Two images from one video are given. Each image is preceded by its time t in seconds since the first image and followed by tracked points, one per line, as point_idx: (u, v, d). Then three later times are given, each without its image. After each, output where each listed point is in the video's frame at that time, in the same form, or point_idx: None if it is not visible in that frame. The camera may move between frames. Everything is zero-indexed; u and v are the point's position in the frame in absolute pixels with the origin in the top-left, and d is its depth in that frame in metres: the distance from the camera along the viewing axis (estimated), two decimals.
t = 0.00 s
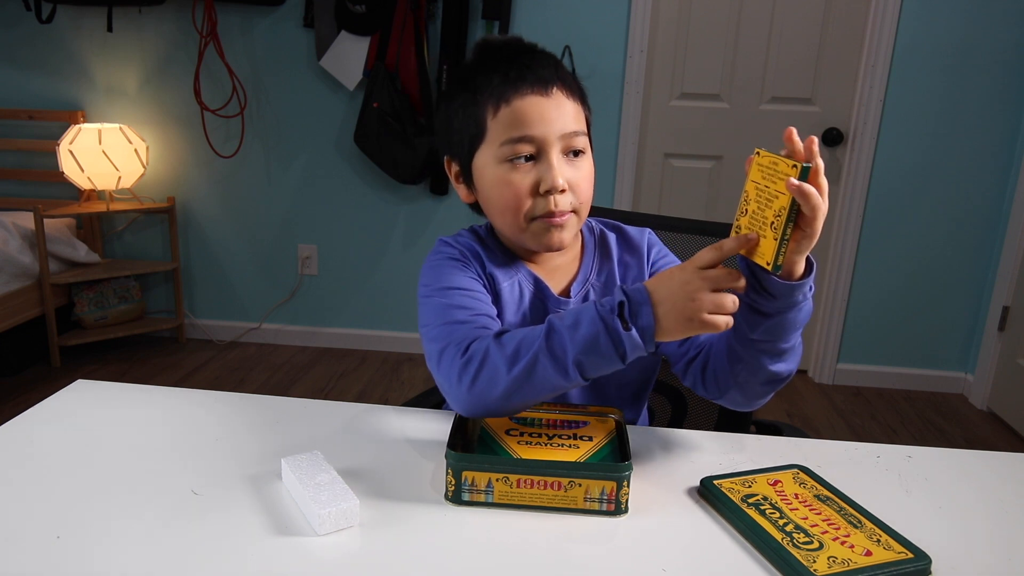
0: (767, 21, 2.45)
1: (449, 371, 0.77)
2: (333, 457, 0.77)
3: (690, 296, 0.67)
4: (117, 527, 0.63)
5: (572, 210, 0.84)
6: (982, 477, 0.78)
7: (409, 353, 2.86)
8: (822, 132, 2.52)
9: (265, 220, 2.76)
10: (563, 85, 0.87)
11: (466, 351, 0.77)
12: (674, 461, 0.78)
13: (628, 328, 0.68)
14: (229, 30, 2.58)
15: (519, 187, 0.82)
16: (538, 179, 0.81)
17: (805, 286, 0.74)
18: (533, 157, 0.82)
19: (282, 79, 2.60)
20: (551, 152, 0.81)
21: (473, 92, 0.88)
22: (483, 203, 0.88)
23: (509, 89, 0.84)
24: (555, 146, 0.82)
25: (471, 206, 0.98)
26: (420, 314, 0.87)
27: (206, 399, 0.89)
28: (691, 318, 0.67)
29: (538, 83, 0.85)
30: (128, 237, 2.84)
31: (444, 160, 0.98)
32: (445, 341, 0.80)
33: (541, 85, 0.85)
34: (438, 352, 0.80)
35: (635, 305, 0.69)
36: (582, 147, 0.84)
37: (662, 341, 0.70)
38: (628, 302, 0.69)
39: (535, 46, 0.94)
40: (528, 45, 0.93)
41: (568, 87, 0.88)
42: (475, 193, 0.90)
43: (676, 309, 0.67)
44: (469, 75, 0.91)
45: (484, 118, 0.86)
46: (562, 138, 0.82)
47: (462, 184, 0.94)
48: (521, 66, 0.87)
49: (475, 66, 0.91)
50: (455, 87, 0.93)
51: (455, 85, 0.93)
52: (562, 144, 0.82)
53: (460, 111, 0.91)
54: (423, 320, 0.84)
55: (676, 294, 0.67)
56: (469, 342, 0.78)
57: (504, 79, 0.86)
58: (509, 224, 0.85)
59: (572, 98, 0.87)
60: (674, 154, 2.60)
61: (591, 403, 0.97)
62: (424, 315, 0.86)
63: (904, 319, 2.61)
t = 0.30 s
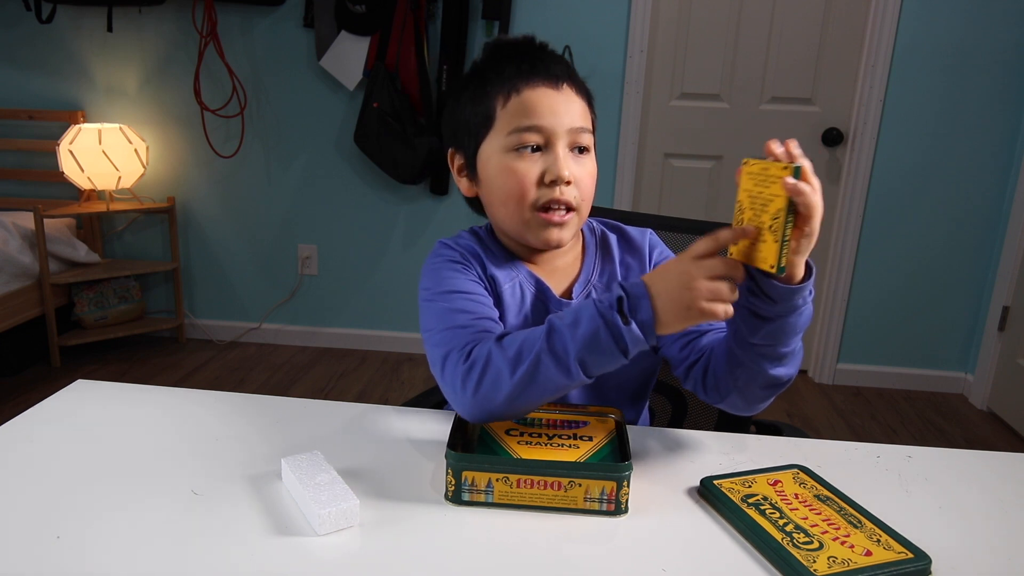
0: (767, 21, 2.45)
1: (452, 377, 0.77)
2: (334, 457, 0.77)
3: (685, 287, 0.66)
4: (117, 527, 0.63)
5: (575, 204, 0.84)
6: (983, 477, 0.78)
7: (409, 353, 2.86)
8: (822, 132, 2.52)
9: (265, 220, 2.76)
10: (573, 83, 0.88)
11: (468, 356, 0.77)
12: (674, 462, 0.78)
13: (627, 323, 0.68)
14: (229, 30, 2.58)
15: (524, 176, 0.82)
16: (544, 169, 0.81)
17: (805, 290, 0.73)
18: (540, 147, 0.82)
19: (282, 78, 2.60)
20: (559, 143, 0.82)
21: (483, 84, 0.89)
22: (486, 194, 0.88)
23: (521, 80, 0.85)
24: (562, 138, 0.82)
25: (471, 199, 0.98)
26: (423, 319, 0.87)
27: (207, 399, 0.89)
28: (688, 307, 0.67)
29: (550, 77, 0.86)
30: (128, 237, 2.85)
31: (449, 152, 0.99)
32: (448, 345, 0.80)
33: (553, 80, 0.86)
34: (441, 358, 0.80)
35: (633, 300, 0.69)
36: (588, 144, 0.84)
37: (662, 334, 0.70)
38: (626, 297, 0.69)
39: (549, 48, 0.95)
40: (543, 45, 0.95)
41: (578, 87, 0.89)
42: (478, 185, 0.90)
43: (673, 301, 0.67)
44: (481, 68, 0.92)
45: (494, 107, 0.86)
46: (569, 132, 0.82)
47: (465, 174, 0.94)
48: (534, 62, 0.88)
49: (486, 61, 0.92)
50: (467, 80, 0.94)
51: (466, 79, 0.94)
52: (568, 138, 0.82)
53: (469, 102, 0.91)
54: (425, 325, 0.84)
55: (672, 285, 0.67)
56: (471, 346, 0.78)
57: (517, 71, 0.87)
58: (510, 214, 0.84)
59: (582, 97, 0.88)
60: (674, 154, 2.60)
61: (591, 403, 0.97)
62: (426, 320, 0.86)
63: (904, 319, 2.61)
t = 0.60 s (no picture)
0: (767, 21, 2.45)
1: (451, 381, 0.77)
2: (334, 457, 0.77)
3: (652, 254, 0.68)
4: (117, 528, 0.63)
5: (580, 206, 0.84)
6: (983, 478, 0.78)
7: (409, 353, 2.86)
8: (822, 132, 2.52)
9: (265, 220, 2.76)
10: (589, 87, 0.88)
11: (466, 357, 0.77)
12: (674, 462, 0.78)
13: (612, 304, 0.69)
14: (229, 30, 2.58)
15: (533, 173, 0.82)
16: (554, 167, 0.81)
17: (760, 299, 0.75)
18: (552, 146, 0.82)
19: (282, 78, 2.60)
20: (570, 143, 0.82)
21: (500, 78, 0.89)
22: (492, 188, 0.88)
23: (540, 78, 0.86)
24: (574, 139, 0.82)
25: (476, 190, 0.98)
26: (420, 322, 0.87)
27: (206, 399, 0.88)
28: (661, 282, 0.67)
29: (568, 78, 0.86)
30: (128, 237, 2.85)
31: (458, 142, 0.98)
32: (446, 348, 0.80)
33: (570, 81, 0.86)
34: (440, 361, 0.80)
35: (615, 281, 0.70)
36: (598, 147, 0.85)
37: (645, 312, 0.70)
38: (608, 280, 0.70)
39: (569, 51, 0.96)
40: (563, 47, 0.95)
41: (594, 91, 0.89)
42: (485, 177, 0.90)
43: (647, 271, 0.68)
44: (499, 63, 0.92)
45: (509, 102, 0.86)
46: (581, 134, 0.82)
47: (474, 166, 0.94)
48: (553, 62, 0.88)
49: (503, 56, 0.92)
50: (483, 74, 0.94)
51: (482, 73, 0.94)
52: (579, 140, 0.83)
53: (483, 96, 0.91)
54: (422, 329, 0.84)
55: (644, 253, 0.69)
56: (469, 347, 0.78)
57: (536, 70, 0.87)
58: (515, 208, 0.84)
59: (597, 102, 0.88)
60: (674, 154, 2.60)
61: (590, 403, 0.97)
62: (422, 323, 0.86)
63: (904, 319, 2.61)
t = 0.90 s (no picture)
0: (767, 21, 2.45)
1: (455, 376, 0.77)
2: (334, 457, 0.77)
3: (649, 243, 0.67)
4: (116, 527, 0.63)
5: (578, 199, 0.84)
6: (984, 478, 0.78)
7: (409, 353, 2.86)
8: (822, 132, 2.52)
9: (266, 220, 2.76)
10: (582, 82, 0.89)
11: (471, 352, 0.77)
12: (674, 461, 0.78)
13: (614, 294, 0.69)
14: (229, 30, 2.58)
15: (528, 168, 0.82)
16: (548, 162, 0.81)
17: (764, 286, 0.75)
18: (545, 141, 0.82)
19: (282, 78, 2.60)
20: (564, 136, 0.82)
21: (493, 76, 0.89)
22: (490, 187, 0.88)
23: (532, 74, 0.86)
24: (567, 133, 0.82)
25: (476, 190, 0.99)
26: (422, 318, 0.87)
27: (206, 399, 0.89)
28: (661, 268, 0.67)
29: (559, 73, 0.87)
30: (128, 237, 2.85)
31: (457, 143, 0.99)
32: (450, 343, 0.80)
33: (561, 76, 0.86)
34: (443, 356, 0.80)
35: (617, 272, 0.69)
36: (592, 140, 0.85)
37: (650, 302, 0.70)
38: (610, 271, 0.70)
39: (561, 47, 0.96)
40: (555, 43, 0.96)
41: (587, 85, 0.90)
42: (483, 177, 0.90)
43: (644, 260, 0.68)
44: (492, 62, 0.92)
45: (502, 100, 0.86)
46: (575, 127, 0.83)
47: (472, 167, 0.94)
48: (545, 58, 0.89)
49: (497, 55, 0.92)
50: (477, 74, 0.94)
51: (478, 73, 0.94)
52: (573, 133, 0.83)
53: (478, 95, 0.91)
54: (425, 323, 0.84)
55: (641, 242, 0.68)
56: (472, 341, 0.78)
57: (528, 66, 0.87)
58: (511, 206, 0.84)
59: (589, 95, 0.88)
60: (674, 154, 2.60)
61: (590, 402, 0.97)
62: (425, 318, 0.86)
63: (904, 319, 2.61)
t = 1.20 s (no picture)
0: (767, 21, 2.45)
1: (460, 378, 0.75)
2: (333, 457, 0.77)
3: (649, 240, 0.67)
4: (116, 527, 0.63)
5: (574, 196, 0.84)
6: (984, 478, 0.78)
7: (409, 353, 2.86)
8: (822, 132, 2.52)
9: (266, 220, 2.76)
10: (573, 82, 0.89)
11: (476, 353, 0.75)
12: (674, 461, 0.79)
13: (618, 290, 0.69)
14: (229, 30, 2.58)
15: (523, 167, 0.82)
16: (543, 161, 0.81)
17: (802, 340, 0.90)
18: (539, 140, 0.83)
19: (282, 79, 2.60)
20: (558, 136, 0.82)
21: (485, 78, 0.89)
22: (483, 188, 0.88)
23: (524, 74, 0.86)
24: (561, 131, 0.83)
25: (468, 192, 0.98)
26: (421, 321, 0.85)
27: (206, 399, 0.88)
28: (664, 263, 0.67)
29: (551, 73, 0.87)
30: (128, 237, 2.85)
31: (450, 146, 0.98)
32: (453, 345, 0.78)
33: (553, 75, 0.87)
34: (445, 357, 0.78)
35: (620, 268, 0.69)
36: (584, 139, 0.85)
37: (653, 295, 0.70)
38: (614, 266, 0.69)
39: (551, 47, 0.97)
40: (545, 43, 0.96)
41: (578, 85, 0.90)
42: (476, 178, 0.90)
43: (645, 255, 0.67)
44: (483, 63, 0.92)
45: (495, 100, 0.86)
46: (569, 125, 0.83)
47: (466, 171, 0.94)
48: (536, 57, 0.89)
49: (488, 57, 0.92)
50: (468, 75, 0.94)
51: (469, 74, 0.94)
52: (567, 132, 0.83)
53: (469, 97, 0.91)
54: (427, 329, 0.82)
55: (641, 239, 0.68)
56: (473, 342, 0.77)
57: (520, 66, 0.87)
58: (506, 205, 0.84)
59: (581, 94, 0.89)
60: (674, 154, 2.60)
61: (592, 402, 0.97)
62: (424, 322, 0.84)
63: (904, 319, 2.61)
